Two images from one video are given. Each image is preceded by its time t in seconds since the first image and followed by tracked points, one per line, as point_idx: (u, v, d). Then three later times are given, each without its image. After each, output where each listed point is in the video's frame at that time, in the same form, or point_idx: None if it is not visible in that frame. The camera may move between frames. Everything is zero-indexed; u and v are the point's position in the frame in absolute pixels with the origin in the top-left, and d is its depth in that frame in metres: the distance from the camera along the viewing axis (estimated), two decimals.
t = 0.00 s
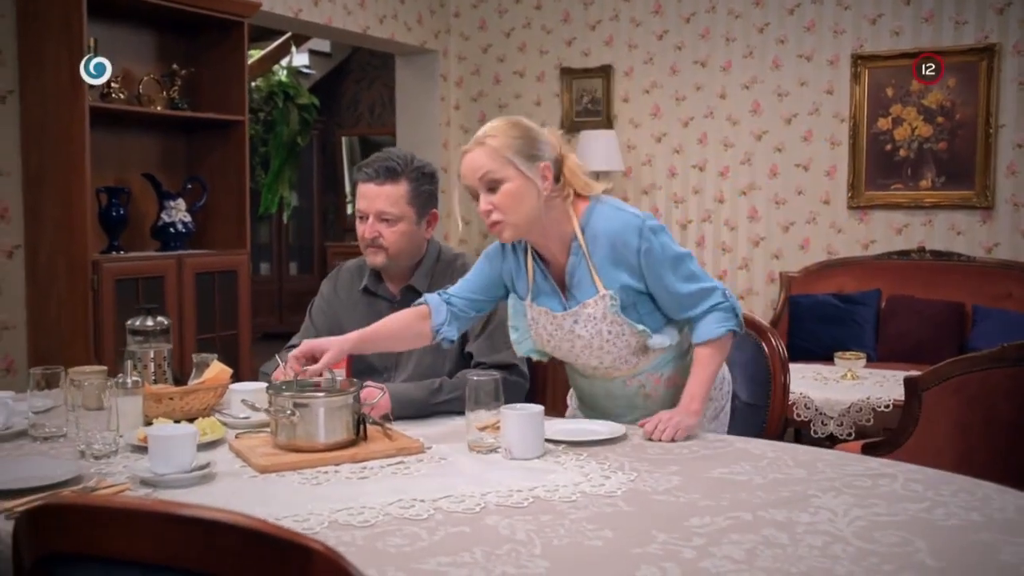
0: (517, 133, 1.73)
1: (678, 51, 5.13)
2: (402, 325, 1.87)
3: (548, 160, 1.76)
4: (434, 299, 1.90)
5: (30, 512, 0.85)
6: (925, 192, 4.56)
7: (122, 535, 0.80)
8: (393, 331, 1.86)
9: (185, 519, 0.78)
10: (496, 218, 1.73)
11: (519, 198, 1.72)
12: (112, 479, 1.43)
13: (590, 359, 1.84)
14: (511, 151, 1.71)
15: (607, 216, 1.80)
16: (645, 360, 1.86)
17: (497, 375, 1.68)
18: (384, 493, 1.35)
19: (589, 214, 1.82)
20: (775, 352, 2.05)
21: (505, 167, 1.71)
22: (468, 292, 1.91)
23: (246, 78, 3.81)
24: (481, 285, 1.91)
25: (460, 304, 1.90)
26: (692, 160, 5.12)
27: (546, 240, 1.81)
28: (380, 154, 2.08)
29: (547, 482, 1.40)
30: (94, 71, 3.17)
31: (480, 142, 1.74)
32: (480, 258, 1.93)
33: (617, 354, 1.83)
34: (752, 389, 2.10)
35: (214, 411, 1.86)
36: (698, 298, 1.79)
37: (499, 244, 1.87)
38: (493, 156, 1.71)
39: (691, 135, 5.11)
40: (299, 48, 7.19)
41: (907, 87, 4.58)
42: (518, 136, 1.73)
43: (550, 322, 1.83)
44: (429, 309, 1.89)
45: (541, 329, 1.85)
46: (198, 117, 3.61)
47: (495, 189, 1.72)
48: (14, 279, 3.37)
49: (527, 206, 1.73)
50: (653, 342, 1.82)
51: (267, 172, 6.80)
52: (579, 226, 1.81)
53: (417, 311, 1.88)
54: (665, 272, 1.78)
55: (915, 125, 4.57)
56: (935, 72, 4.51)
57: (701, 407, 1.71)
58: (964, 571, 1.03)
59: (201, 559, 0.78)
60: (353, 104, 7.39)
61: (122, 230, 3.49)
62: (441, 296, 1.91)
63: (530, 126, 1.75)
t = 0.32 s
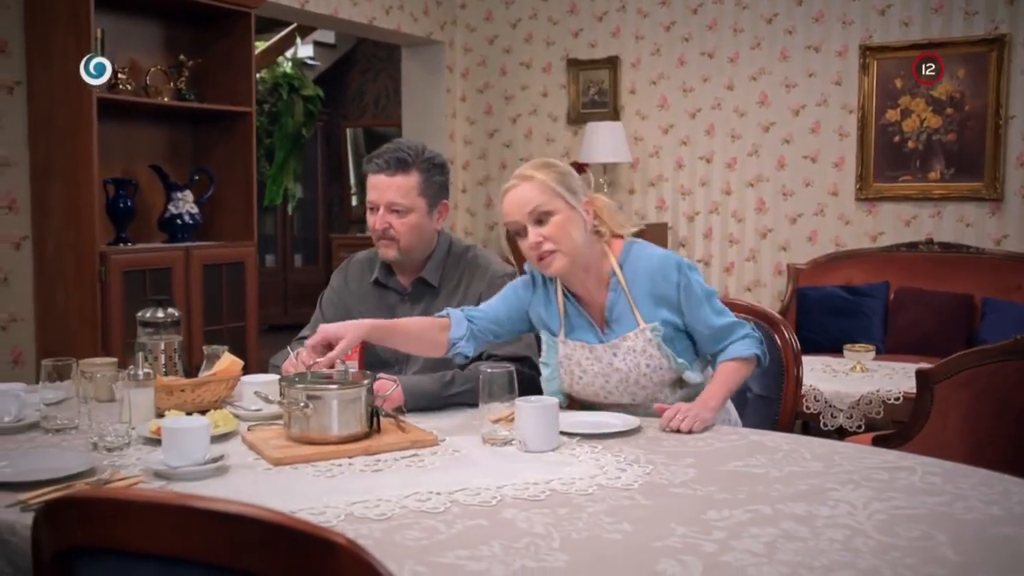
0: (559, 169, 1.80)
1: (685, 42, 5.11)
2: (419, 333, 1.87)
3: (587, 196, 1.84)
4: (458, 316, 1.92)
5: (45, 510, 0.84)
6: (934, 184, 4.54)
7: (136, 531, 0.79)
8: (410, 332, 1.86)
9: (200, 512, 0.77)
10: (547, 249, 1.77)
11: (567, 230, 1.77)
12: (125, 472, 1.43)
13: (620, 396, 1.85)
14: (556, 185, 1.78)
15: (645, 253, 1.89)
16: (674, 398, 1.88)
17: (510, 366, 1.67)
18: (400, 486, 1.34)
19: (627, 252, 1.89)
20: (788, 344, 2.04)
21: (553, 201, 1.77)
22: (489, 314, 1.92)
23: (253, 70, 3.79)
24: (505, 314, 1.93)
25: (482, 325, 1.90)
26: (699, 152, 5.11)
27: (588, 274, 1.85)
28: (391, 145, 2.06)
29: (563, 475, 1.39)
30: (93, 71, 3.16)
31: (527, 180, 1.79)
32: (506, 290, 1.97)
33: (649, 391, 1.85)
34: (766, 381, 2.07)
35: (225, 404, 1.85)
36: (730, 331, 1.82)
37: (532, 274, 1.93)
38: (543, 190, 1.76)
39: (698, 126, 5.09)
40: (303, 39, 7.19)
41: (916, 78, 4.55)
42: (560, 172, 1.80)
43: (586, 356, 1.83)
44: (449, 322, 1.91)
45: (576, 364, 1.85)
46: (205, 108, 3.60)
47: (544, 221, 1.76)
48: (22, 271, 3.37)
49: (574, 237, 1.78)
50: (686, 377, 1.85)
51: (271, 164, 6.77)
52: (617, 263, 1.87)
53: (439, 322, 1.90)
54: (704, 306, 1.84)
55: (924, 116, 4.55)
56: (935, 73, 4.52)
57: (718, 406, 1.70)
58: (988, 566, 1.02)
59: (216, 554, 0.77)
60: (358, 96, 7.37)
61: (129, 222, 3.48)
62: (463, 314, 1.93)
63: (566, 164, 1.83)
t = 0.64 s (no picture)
0: (601, 171, 1.85)
1: (690, 34, 5.09)
2: (441, 324, 1.88)
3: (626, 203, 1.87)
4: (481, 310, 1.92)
5: (60, 505, 0.84)
6: (940, 175, 4.53)
7: (153, 524, 0.79)
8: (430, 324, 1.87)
9: (222, 506, 0.76)
10: (578, 244, 1.80)
11: (602, 228, 1.81)
12: (136, 465, 1.42)
13: (637, 400, 1.84)
14: (596, 184, 1.82)
15: (675, 263, 1.91)
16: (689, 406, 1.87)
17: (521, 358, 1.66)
18: (413, 479, 1.34)
19: (656, 261, 1.91)
20: (799, 337, 2.04)
21: (592, 199, 1.81)
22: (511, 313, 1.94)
23: (258, 60, 3.78)
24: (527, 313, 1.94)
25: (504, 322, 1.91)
26: (704, 144, 5.09)
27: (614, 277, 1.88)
28: (399, 137, 2.05)
29: (577, 467, 1.38)
30: (94, 71, 3.15)
31: (569, 174, 1.83)
32: (530, 290, 1.97)
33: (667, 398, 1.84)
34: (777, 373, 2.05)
35: (234, 395, 1.85)
36: (751, 347, 1.83)
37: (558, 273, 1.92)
38: (584, 187, 1.81)
39: (704, 118, 5.07)
40: (306, 31, 7.17)
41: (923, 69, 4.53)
42: (601, 173, 1.85)
43: (611, 357, 1.82)
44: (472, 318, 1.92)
45: (598, 365, 1.83)
46: (209, 99, 3.60)
47: (579, 217, 1.80)
48: (27, 262, 3.36)
49: (607, 237, 1.81)
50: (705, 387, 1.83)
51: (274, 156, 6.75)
52: (645, 270, 1.89)
53: (461, 316, 1.91)
54: (728, 320, 1.85)
55: (930, 107, 4.54)
56: (935, 73, 4.52)
57: (732, 404, 1.71)
58: (1009, 560, 1.02)
59: (233, 547, 0.76)
60: (361, 87, 7.36)
61: (134, 213, 3.47)
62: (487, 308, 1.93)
63: (609, 167, 1.87)
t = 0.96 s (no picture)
0: (602, 163, 1.84)
1: (694, 24, 5.07)
2: (453, 315, 1.88)
3: (631, 198, 1.85)
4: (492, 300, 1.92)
5: (73, 499, 0.83)
6: (946, 166, 4.51)
7: (169, 518, 0.78)
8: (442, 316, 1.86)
9: (242, 500, 0.75)
10: (571, 235, 1.82)
11: (595, 222, 1.81)
12: (146, 457, 1.41)
13: (641, 392, 1.83)
14: (593, 177, 1.82)
15: (684, 256, 1.89)
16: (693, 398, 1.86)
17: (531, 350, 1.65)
18: (424, 471, 1.33)
19: (666, 254, 1.89)
20: (807, 327, 2.03)
21: (587, 192, 1.82)
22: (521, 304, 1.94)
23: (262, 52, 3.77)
24: (536, 304, 1.94)
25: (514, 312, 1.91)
26: (708, 135, 5.08)
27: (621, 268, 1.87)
28: (406, 128, 2.03)
29: (589, 460, 1.37)
30: (93, 71, 3.12)
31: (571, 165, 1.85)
32: (539, 280, 1.98)
33: (670, 390, 1.83)
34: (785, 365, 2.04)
35: (242, 387, 1.84)
36: (760, 342, 1.82)
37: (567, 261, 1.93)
38: (578, 179, 1.82)
39: (708, 109, 5.06)
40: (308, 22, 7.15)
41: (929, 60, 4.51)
42: (604, 166, 1.84)
43: (616, 347, 1.82)
44: (482, 308, 1.92)
45: (604, 355, 1.83)
46: (214, 90, 3.59)
47: (575, 208, 1.82)
48: (31, 254, 3.34)
49: (603, 231, 1.81)
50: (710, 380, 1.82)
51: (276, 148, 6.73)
52: (655, 261, 1.88)
53: (472, 306, 1.91)
54: (737, 315, 1.84)
55: (936, 99, 4.52)
56: (935, 72, 4.51)
57: (744, 397, 1.70)
58: None
59: (252, 541, 0.75)
60: (363, 79, 7.34)
61: (138, 205, 3.46)
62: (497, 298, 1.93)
63: (616, 161, 1.86)
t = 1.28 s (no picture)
0: (590, 153, 1.84)
1: (698, 15, 5.05)
2: (456, 307, 1.87)
3: (620, 186, 1.84)
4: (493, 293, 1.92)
5: (86, 492, 0.82)
6: (951, 157, 4.49)
7: (179, 510, 0.77)
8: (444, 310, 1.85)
9: (253, 492, 0.74)
10: (560, 228, 1.83)
11: (582, 214, 1.81)
12: (155, 449, 1.41)
13: (643, 381, 1.82)
14: (579, 169, 1.82)
15: (681, 242, 1.87)
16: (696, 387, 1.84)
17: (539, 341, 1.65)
18: (433, 463, 1.33)
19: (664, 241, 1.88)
20: (814, 318, 2.01)
21: (574, 184, 1.82)
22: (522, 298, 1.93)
23: (264, 42, 3.76)
24: (538, 296, 1.93)
25: (516, 305, 1.90)
26: (712, 126, 5.07)
27: (615, 262, 1.86)
28: (413, 118, 2.02)
29: (599, 452, 1.37)
30: (94, 71, 3.07)
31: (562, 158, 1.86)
32: (539, 274, 1.98)
33: (672, 380, 1.82)
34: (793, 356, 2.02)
35: (249, 378, 1.83)
36: (766, 323, 1.81)
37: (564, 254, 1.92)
38: (565, 172, 1.82)
39: (712, 100, 5.05)
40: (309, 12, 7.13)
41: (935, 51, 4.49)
42: (593, 157, 1.84)
43: (616, 336, 1.82)
44: (484, 301, 1.91)
45: (604, 345, 1.82)
46: (218, 81, 3.58)
47: (562, 200, 1.83)
48: (34, 245, 3.33)
49: (590, 223, 1.81)
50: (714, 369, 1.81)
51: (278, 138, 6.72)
52: (652, 250, 1.86)
53: (474, 300, 1.90)
54: (739, 298, 1.83)
55: (942, 89, 4.50)
56: (935, 72, 4.51)
57: (752, 385, 1.70)
58: None
59: (267, 533, 0.75)
60: (365, 70, 7.33)
61: (141, 196, 3.45)
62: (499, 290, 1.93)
63: (606, 150, 1.85)
